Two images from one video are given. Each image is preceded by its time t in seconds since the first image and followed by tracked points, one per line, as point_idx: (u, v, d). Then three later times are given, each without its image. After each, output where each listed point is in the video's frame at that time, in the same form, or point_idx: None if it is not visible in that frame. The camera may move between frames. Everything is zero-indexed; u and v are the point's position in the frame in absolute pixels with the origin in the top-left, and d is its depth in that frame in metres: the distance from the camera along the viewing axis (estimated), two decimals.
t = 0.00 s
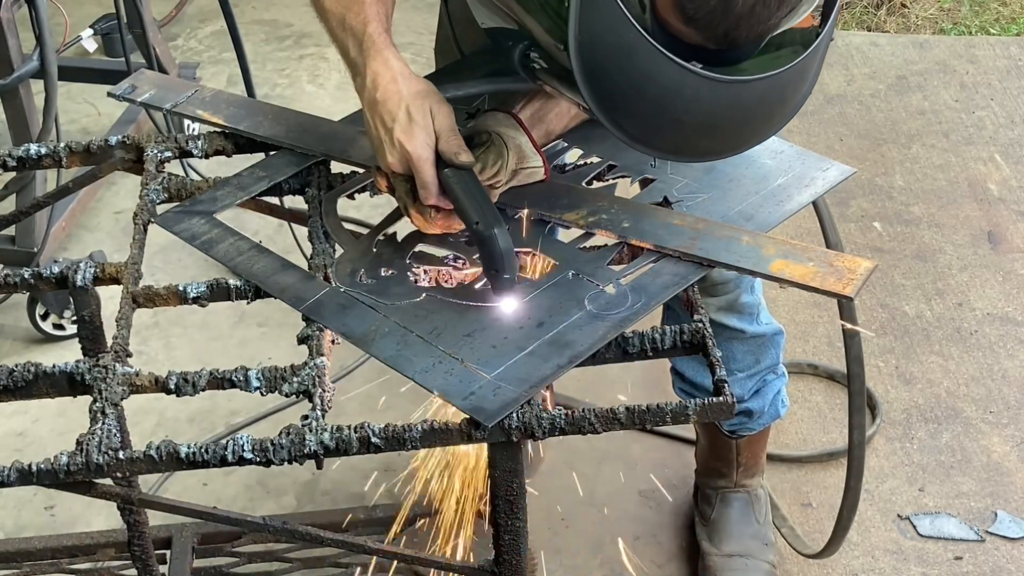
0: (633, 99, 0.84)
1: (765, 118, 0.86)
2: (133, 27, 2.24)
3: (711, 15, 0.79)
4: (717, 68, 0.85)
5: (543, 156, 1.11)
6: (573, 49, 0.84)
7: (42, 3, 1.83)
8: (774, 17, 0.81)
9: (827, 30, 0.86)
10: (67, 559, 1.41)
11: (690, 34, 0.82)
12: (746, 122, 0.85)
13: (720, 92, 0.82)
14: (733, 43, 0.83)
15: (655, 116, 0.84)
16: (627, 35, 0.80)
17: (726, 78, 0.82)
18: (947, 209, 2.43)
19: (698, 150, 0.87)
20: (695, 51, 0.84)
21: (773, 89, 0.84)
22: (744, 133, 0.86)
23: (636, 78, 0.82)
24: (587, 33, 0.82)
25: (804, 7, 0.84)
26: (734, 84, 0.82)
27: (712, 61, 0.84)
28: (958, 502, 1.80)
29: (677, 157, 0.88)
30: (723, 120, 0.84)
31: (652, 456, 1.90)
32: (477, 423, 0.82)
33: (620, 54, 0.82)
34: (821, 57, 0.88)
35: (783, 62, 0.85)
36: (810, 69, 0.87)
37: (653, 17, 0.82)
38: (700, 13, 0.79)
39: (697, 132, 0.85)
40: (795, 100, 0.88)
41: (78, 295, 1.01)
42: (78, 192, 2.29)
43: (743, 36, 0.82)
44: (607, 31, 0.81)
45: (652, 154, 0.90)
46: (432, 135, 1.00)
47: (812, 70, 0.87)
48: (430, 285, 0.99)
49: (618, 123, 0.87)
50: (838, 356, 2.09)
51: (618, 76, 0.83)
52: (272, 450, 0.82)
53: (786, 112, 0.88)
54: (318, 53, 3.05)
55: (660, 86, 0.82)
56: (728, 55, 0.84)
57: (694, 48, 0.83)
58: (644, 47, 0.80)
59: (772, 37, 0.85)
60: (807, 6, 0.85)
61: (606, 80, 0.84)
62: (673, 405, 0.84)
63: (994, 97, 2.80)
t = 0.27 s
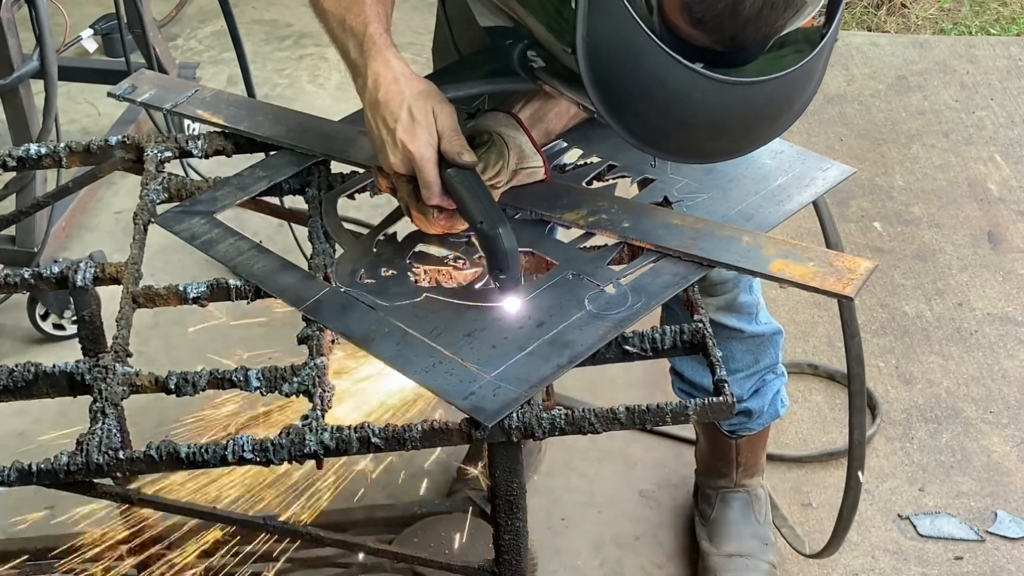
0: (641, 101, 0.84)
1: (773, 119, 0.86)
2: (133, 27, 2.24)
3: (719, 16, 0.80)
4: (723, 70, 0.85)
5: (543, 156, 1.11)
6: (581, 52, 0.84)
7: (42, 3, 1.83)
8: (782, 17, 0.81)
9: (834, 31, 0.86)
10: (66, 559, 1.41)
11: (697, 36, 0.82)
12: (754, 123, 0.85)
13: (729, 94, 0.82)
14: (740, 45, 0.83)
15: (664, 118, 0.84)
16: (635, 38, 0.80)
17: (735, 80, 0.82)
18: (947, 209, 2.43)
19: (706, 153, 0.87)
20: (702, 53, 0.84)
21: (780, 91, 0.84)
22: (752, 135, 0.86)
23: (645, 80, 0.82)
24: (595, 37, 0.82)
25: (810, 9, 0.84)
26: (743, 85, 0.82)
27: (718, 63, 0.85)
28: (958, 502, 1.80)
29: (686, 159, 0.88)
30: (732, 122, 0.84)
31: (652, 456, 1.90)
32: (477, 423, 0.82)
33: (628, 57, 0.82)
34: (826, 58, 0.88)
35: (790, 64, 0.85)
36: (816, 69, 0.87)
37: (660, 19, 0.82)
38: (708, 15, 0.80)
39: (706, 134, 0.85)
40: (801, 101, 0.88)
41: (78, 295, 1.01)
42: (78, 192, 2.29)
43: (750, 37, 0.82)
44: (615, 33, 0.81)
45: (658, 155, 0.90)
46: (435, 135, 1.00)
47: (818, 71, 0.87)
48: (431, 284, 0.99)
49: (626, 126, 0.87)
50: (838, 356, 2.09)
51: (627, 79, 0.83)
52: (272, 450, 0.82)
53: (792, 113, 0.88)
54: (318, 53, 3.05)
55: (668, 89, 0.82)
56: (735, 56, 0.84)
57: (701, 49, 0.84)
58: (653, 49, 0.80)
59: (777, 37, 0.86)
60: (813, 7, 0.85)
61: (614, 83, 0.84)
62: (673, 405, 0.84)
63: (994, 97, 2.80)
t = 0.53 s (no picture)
0: (647, 102, 0.84)
1: (778, 119, 0.86)
2: (133, 27, 2.24)
3: (725, 18, 0.80)
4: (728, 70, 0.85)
5: (543, 156, 1.11)
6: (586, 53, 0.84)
7: (42, 3, 1.83)
8: (787, 18, 0.82)
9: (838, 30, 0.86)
10: (66, 559, 1.41)
11: (703, 37, 0.83)
12: (760, 123, 0.85)
13: (734, 95, 0.82)
14: (745, 45, 0.83)
15: (669, 119, 0.84)
16: (640, 39, 0.81)
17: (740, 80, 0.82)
18: (947, 209, 2.43)
19: (710, 153, 0.87)
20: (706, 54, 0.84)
21: (783, 91, 0.84)
22: (756, 135, 0.86)
23: (650, 81, 0.82)
24: (600, 39, 0.83)
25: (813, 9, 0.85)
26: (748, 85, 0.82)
27: (723, 64, 0.85)
28: (958, 502, 1.80)
29: (691, 159, 0.88)
30: (737, 122, 0.84)
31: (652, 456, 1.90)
32: (477, 423, 0.82)
33: (632, 58, 0.82)
34: (829, 57, 0.88)
35: (794, 63, 0.85)
36: (819, 69, 0.87)
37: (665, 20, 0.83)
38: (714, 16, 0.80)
39: (711, 134, 0.85)
40: (805, 101, 0.88)
41: (78, 295, 1.01)
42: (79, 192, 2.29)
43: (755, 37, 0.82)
44: (620, 34, 0.81)
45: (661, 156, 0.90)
46: (437, 136, 1.00)
47: (822, 71, 0.88)
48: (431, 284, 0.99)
49: (631, 126, 0.87)
50: (838, 356, 2.09)
51: (632, 80, 0.83)
52: (272, 450, 0.82)
53: (795, 112, 0.88)
54: (318, 53, 3.05)
55: (672, 90, 0.82)
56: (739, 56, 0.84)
57: (705, 49, 0.84)
58: (659, 50, 0.81)
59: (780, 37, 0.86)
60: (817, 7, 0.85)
61: (620, 84, 0.84)
62: (673, 405, 0.84)
63: (994, 97, 2.80)
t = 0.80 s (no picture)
0: (653, 103, 0.84)
1: (783, 119, 0.85)
2: (133, 28, 2.24)
3: (730, 20, 0.80)
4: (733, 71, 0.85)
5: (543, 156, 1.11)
6: (592, 56, 0.84)
7: (42, 3, 1.83)
8: (792, 18, 0.81)
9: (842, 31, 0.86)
10: (66, 559, 1.41)
11: (708, 39, 0.82)
12: (765, 123, 0.85)
13: (740, 96, 0.82)
14: (751, 45, 0.83)
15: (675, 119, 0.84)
16: (646, 41, 0.80)
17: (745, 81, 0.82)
18: (947, 209, 2.43)
19: (715, 154, 0.87)
20: (711, 55, 0.84)
21: (787, 92, 0.83)
22: (761, 135, 0.86)
23: (656, 83, 0.82)
24: (604, 40, 0.83)
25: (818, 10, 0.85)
26: (754, 87, 0.81)
27: (729, 64, 0.85)
28: (958, 502, 1.80)
29: (696, 160, 0.88)
30: (743, 123, 0.84)
31: (652, 456, 1.90)
32: (477, 423, 0.82)
33: (638, 61, 0.82)
34: (834, 58, 0.88)
35: (799, 64, 0.85)
36: (823, 70, 0.86)
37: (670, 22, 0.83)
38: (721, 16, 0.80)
39: (717, 135, 0.85)
40: (810, 100, 0.88)
41: (77, 294, 1.01)
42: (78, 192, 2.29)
43: (761, 39, 0.82)
44: (626, 37, 0.81)
45: (665, 156, 0.90)
46: (439, 136, 1.00)
47: (827, 70, 0.87)
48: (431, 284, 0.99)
49: (635, 126, 0.87)
50: (838, 356, 2.09)
51: (637, 83, 0.83)
52: (272, 450, 0.82)
53: (799, 114, 0.88)
54: (318, 53, 3.05)
55: (677, 91, 0.82)
56: (744, 57, 0.84)
57: (710, 51, 0.84)
58: (665, 52, 0.80)
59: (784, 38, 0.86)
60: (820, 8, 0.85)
61: (625, 85, 0.84)
62: (673, 404, 0.84)
63: (994, 97, 2.80)
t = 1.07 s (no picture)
0: (658, 103, 0.84)
1: (787, 117, 0.86)
2: (133, 27, 2.24)
3: (735, 18, 0.80)
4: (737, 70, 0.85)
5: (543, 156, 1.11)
6: (597, 55, 0.84)
7: (42, 3, 1.83)
8: (796, 16, 0.82)
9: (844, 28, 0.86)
10: (66, 559, 1.41)
11: (713, 37, 0.82)
12: (769, 121, 0.85)
13: (745, 95, 0.82)
14: (755, 43, 0.83)
15: (680, 118, 0.84)
16: (652, 41, 0.80)
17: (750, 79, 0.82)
18: (947, 209, 2.43)
19: (719, 152, 0.88)
20: (715, 53, 0.84)
21: (789, 91, 0.83)
22: (766, 133, 0.86)
23: (661, 82, 0.82)
24: (608, 40, 0.83)
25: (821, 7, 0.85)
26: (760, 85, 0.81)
27: (733, 62, 0.85)
28: (958, 502, 1.80)
29: (700, 158, 0.88)
30: (748, 122, 0.84)
31: (652, 456, 1.90)
32: (477, 423, 0.82)
33: (643, 60, 0.82)
34: (836, 55, 0.88)
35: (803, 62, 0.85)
36: (825, 68, 0.87)
37: (675, 20, 0.82)
38: (726, 15, 0.80)
39: (721, 133, 0.85)
40: (812, 98, 0.88)
41: (77, 294, 1.01)
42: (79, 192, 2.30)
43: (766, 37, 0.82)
44: (631, 36, 0.81)
45: (669, 155, 0.90)
46: (441, 136, 1.00)
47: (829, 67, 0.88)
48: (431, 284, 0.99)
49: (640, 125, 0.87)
50: (838, 356, 2.09)
51: (642, 82, 0.83)
52: (272, 450, 0.82)
53: (800, 112, 0.88)
54: (318, 53, 3.05)
55: (682, 90, 0.82)
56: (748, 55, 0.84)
57: (714, 50, 0.84)
58: (670, 51, 0.80)
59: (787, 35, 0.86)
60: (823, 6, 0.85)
61: (630, 85, 0.84)
62: (673, 405, 0.84)
63: (994, 97, 2.80)
